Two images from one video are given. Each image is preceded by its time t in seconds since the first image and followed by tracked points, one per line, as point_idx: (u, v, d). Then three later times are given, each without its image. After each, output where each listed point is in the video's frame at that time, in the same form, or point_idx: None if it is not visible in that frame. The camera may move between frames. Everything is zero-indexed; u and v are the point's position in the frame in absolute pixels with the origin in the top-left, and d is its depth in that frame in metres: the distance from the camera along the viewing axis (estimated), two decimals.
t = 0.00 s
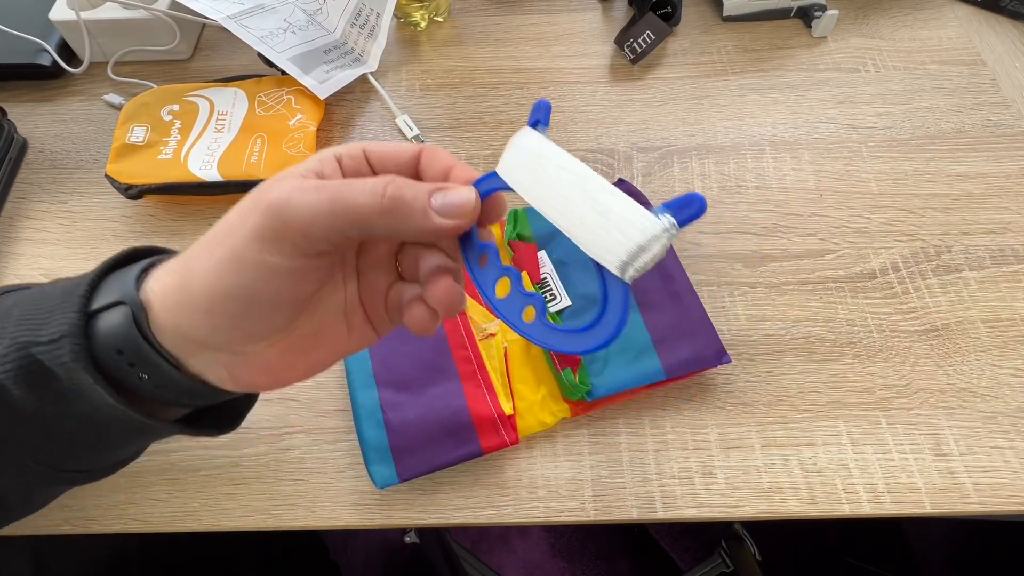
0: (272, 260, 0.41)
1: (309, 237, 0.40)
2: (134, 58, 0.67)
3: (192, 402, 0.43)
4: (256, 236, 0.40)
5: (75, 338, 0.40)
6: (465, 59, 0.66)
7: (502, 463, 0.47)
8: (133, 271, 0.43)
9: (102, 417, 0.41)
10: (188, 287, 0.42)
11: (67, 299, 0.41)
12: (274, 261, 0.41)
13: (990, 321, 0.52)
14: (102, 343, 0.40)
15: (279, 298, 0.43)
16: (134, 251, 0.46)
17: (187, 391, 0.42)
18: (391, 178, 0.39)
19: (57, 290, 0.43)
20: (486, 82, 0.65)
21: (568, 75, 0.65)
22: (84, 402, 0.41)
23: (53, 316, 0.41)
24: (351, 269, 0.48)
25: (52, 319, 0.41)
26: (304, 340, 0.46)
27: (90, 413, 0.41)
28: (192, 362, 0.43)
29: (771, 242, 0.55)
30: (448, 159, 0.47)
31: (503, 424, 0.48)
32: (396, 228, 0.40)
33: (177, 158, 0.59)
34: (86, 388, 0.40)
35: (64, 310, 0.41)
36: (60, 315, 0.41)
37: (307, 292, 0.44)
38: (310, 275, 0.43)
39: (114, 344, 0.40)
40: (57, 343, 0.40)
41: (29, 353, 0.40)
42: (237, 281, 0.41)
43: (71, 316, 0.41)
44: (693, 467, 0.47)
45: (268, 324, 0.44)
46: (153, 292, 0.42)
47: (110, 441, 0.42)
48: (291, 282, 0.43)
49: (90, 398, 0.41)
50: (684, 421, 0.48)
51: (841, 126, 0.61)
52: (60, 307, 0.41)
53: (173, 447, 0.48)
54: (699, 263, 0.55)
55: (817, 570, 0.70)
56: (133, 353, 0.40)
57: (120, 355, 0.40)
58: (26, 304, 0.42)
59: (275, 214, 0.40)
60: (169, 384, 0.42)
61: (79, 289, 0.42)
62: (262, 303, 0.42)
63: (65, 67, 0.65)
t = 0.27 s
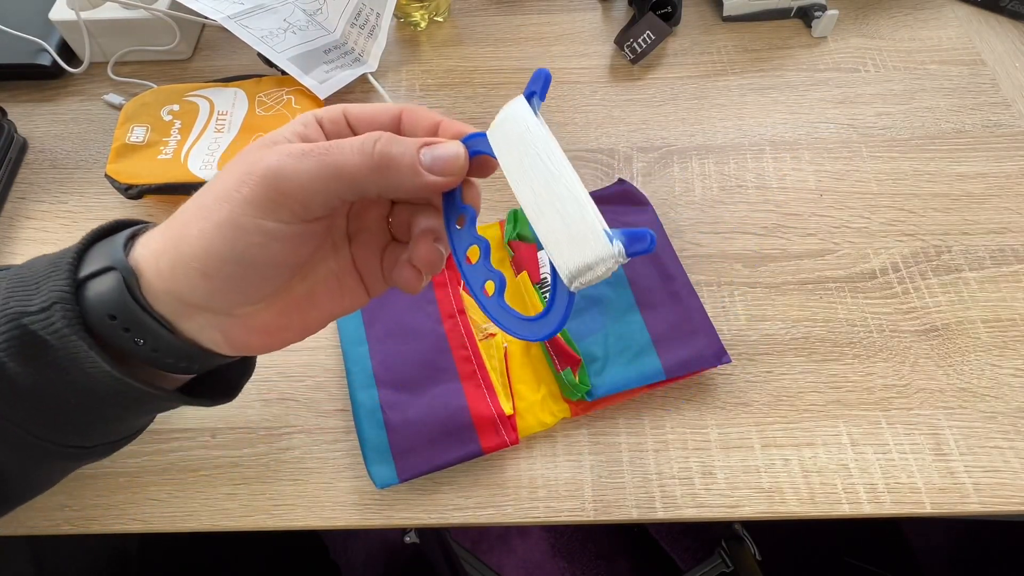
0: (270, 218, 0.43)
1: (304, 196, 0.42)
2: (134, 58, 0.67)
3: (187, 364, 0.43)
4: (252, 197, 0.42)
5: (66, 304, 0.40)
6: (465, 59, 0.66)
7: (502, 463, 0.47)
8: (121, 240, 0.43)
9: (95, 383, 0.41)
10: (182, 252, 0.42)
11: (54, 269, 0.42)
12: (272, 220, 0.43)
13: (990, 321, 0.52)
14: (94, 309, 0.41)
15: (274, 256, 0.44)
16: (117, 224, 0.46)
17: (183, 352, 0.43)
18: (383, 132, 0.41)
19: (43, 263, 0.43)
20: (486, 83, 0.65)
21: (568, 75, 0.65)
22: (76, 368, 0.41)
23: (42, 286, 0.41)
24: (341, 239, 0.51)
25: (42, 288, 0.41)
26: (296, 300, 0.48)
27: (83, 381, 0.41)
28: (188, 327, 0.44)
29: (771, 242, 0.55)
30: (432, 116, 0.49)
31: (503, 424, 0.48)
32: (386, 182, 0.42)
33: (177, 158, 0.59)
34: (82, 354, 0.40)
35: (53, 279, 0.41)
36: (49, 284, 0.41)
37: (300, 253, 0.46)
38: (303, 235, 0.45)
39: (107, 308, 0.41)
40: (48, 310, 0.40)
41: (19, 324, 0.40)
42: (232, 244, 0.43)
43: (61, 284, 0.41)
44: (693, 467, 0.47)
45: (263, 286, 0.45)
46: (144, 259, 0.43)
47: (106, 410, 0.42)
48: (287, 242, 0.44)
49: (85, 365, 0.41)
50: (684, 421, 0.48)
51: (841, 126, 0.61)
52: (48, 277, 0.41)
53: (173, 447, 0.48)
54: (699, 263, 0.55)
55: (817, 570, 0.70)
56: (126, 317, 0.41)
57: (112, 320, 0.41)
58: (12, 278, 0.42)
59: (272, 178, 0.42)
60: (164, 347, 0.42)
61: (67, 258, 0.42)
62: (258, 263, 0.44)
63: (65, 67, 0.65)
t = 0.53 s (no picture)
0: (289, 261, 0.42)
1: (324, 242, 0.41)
2: (134, 58, 0.67)
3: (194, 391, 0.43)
4: (272, 240, 0.41)
5: (75, 331, 0.40)
6: (465, 59, 0.66)
7: (502, 463, 0.47)
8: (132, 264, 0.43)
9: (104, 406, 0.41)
10: (195, 288, 0.42)
11: (65, 291, 0.41)
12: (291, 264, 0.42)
13: (990, 321, 0.52)
14: (105, 336, 0.41)
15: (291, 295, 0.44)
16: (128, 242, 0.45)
17: (193, 381, 0.43)
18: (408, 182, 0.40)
19: (54, 282, 0.43)
20: (486, 83, 0.65)
21: (568, 75, 0.65)
22: (85, 392, 0.41)
23: (53, 309, 0.41)
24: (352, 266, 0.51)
25: (52, 312, 0.41)
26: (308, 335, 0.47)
27: (93, 403, 0.41)
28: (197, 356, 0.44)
29: (772, 242, 0.55)
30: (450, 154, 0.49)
31: (504, 424, 0.48)
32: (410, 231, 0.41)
33: (177, 158, 0.59)
34: (90, 381, 0.40)
35: (63, 303, 0.41)
36: (59, 308, 0.41)
37: (316, 290, 0.46)
38: (320, 275, 0.45)
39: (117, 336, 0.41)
40: (58, 336, 0.40)
41: (32, 346, 0.41)
42: (250, 285, 0.42)
43: (71, 309, 0.41)
44: (693, 467, 0.47)
45: (277, 321, 0.45)
46: (154, 286, 0.42)
47: (114, 431, 0.42)
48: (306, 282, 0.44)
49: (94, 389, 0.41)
50: (684, 421, 0.48)
51: (840, 126, 0.61)
52: (58, 300, 0.41)
53: (173, 447, 0.48)
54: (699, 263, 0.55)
55: (817, 570, 0.70)
56: (138, 346, 0.41)
57: (122, 348, 0.41)
58: (24, 297, 0.42)
59: (293, 224, 0.41)
60: (173, 375, 0.42)
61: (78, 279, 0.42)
62: (274, 302, 0.43)
63: (65, 67, 0.65)
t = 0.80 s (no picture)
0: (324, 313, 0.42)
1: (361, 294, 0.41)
2: (134, 58, 0.67)
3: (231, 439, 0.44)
4: (316, 290, 0.42)
5: (143, 377, 0.42)
6: (465, 59, 0.66)
7: (502, 463, 0.47)
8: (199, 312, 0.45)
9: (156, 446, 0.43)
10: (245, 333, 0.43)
11: (139, 335, 0.44)
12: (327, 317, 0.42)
13: (990, 321, 0.52)
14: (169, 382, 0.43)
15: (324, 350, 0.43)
16: (209, 288, 0.47)
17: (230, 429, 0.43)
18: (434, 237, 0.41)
19: (132, 322, 0.45)
20: (486, 83, 0.65)
21: (568, 75, 0.65)
22: (143, 431, 0.43)
23: (126, 353, 0.43)
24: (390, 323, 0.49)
25: (125, 356, 0.43)
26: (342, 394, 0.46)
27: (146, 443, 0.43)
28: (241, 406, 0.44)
29: (772, 242, 0.55)
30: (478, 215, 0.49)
31: (504, 424, 0.48)
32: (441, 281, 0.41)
33: (177, 158, 0.59)
34: (150, 424, 0.43)
35: (137, 347, 0.43)
36: (133, 352, 0.43)
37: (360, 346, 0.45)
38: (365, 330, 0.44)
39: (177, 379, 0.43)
40: (129, 379, 0.43)
41: (104, 385, 0.43)
42: (295, 335, 0.42)
43: (143, 355, 0.43)
44: (693, 468, 0.47)
45: (311, 374, 0.44)
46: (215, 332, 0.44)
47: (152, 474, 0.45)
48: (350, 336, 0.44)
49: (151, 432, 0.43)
50: (684, 421, 0.48)
51: (840, 126, 0.61)
52: (132, 343, 0.43)
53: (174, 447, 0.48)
54: (699, 263, 0.55)
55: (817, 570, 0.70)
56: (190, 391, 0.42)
57: (178, 391, 0.42)
58: (102, 335, 0.45)
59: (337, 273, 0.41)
60: (214, 420, 0.43)
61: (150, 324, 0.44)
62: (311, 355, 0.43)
63: (65, 67, 0.65)
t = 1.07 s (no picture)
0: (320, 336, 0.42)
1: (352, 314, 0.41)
2: (134, 58, 0.67)
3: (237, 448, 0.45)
4: (308, 309, 0.42)
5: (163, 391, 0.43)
6: (465, 59, 0.66)
7: (502, 463, 0.47)
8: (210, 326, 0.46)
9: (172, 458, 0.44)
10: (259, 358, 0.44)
11: (154, 348, 0.44)
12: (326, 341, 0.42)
13: (990, 321, 0.52)
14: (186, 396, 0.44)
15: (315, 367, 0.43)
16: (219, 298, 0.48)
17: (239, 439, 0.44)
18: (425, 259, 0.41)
19: (145, 333, 0.46)
20: (486, 83, 0.65)
21: (568, 75, 0.65)
22: (158, 443, 0.44)
23: (142, 366, 0.44)
24: (397, 330, 0.49)
25: (142, 370, 0.44)
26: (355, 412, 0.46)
27: (160, 453, 0.44)
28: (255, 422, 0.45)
29: (772, 242, 0.55)
30: (463, 220, 0.47)
31: (504, 424, 0.48)
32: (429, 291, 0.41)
33: (177, 158, 0.59)
34: (161, 435, 0.44)
35: (152, 360, 0.44)
36: (149, 366, 0.44)
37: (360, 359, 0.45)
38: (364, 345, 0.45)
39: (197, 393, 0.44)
40: (145, 393, 0.43)
41: (119, 399, 0.44)
42: (292, 352, 0.43)
43: (160, 368, 0.44)
44: (693, 468, 0.47)
45: (315, 389, 0.44)
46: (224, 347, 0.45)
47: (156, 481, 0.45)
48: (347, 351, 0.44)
49: (161, 442, 0.44)
50: (684, 421, 0.48)
51: (840, 126, 0.61)
52: (148, 355, 0.44)
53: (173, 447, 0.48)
54: (699, 263, 0.55)
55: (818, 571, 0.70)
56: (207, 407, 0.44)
57: (192, 404, 0.44)
58: (118, 346, 0.45)
59: (326, 290, 0.42)
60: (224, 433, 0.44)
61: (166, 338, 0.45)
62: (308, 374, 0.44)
63: (64, 67, 0.65)
